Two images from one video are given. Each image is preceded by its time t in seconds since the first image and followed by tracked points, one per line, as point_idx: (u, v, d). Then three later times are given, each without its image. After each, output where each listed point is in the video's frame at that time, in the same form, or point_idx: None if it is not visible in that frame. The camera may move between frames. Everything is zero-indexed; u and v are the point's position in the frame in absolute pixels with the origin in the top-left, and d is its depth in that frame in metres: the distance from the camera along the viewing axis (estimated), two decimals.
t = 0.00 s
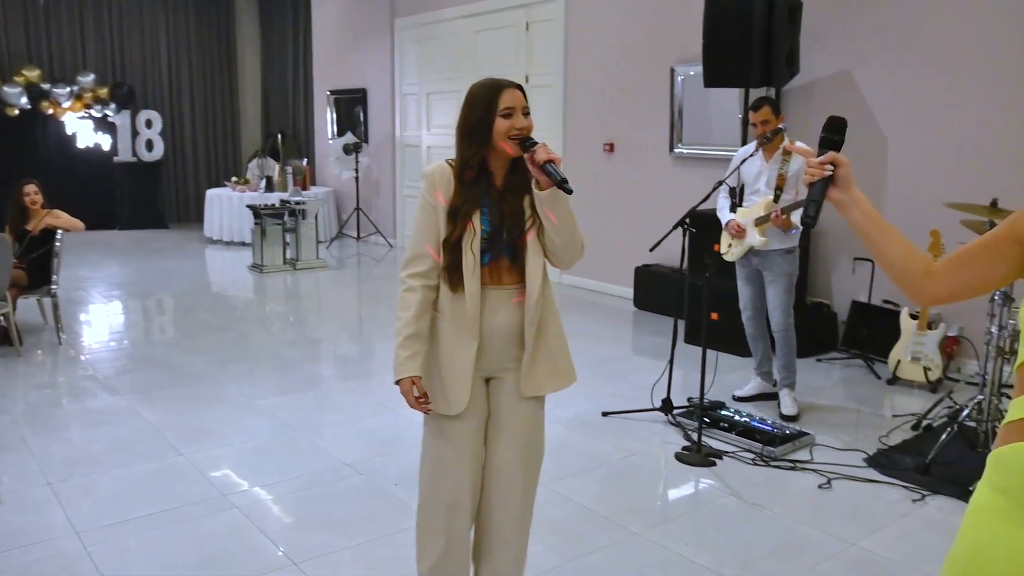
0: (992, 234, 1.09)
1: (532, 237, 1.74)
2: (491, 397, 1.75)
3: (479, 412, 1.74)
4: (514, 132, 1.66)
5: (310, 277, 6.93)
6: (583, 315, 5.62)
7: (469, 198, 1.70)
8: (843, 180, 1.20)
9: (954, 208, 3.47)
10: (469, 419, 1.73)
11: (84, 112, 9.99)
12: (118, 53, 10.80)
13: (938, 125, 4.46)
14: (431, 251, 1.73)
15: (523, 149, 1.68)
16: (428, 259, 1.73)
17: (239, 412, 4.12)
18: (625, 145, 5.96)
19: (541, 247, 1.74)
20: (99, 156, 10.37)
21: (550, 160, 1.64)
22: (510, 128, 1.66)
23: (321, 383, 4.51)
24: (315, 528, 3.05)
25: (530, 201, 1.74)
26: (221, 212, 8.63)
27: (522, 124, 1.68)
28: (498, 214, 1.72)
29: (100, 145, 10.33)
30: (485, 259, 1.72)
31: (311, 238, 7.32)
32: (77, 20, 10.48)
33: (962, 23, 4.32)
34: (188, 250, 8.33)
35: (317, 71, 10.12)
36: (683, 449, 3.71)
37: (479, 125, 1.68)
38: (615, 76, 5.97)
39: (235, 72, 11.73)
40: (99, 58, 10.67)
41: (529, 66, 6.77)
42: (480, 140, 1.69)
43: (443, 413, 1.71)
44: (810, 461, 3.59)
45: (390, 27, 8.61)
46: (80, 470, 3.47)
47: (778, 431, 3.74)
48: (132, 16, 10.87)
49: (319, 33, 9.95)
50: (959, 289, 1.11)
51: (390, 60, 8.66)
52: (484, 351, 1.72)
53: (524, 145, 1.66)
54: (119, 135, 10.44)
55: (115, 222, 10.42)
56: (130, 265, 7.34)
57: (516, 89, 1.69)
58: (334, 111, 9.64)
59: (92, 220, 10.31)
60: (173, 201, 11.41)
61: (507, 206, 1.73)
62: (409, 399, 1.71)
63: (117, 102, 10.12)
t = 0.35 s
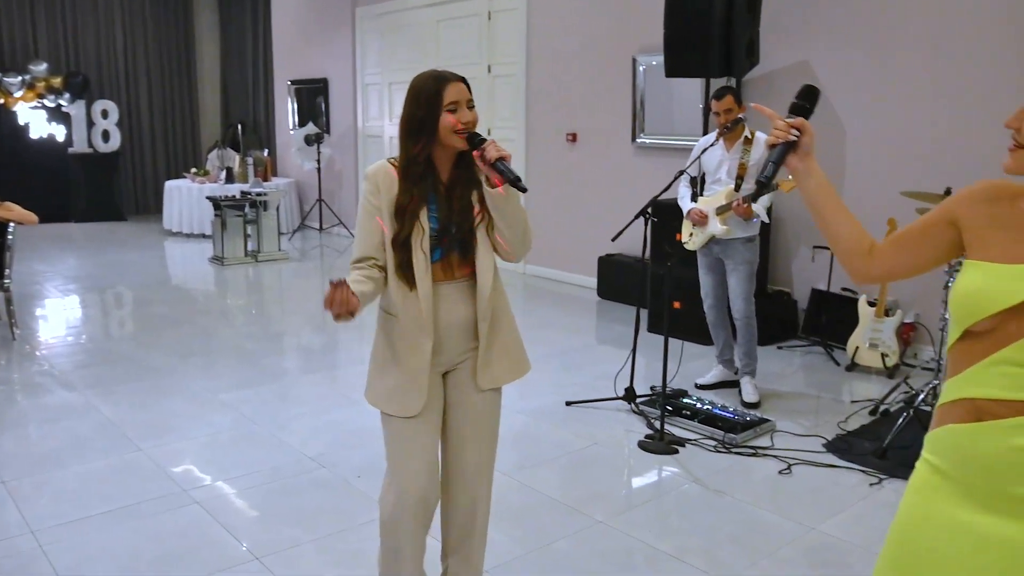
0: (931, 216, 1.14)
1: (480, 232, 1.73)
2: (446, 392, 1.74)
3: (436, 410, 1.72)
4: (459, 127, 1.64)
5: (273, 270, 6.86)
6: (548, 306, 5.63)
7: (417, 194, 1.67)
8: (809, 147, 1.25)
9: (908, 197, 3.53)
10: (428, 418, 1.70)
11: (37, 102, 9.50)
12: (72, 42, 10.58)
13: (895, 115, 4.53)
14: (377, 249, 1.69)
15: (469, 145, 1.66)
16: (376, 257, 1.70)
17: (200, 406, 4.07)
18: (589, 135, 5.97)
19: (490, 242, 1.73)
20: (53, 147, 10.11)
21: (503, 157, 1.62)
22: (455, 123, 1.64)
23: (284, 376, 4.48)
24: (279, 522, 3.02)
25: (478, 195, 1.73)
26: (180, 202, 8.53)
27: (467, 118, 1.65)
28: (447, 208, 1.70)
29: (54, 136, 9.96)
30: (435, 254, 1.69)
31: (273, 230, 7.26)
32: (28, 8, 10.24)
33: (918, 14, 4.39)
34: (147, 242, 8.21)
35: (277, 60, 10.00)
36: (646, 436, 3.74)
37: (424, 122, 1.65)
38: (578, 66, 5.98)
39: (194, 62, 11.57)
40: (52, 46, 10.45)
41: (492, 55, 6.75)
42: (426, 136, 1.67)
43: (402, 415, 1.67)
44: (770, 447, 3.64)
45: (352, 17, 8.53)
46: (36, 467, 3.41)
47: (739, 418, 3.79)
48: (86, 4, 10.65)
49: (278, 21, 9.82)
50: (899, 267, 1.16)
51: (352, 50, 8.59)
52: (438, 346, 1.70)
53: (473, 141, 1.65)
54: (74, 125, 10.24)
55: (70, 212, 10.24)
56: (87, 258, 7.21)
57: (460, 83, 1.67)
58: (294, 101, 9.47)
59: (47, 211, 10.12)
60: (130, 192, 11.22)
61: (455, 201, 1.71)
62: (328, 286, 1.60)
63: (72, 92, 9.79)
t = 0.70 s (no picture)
0: (859, 190, 1.25)
1: (419, 223, 1.74)
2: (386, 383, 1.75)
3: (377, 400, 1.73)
4: (397, 115, 1.65)
5: (236, 263, 6.81)
6: (513, 298, 5.65)
7: (358, 183, 1.67)
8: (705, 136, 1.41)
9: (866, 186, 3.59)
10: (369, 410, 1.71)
11: None
12: (26, 32, 10.39)
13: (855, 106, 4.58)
14: (313, 237, 1.67)
15: (407, 134, 1.69)
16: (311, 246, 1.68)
17: (161, 403, 4.02)
18: (553, 127, 6.00)
19: (428, 233, 1.75)
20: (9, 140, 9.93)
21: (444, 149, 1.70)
22: (393, 111, 1.65)
23: (248, 369, 4.45)
24: (243, 518, 3.00)
25: (417, 186, 1.74)
26: (140, 197, 8.47)
27: (405, 106, 1.67)
28: (386, 198, 1.71)
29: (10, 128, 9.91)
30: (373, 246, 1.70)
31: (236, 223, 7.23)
32: None
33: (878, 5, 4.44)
34: (107, 237, 8.09)
35: (239, 52, 9.98)
36: (611, 427, 3.75)
37: (362, 109, 1.65)
38: (542, 57, 6.00)
39: (153, 53, 11.41)
40: (6, 37, 10.26)
41: (457, 47, 6.75)
42: (364, 123, 1.66)
43: (338, 404, 1.67)
44: (734, 436, 3.67)
45: (315, 9, 8.52)
46: None
47: (703, 407, 3.82)
48: None
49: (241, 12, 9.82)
50: (821, 232, 1.27)
51: (315, 41, 8.58)
52: (379, 337, 1.71)
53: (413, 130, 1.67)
54: (30, 117, 10.03)
55: (28, 207, 9.97)
56: (45, 253, 7.08)
57: (397, 71, 1.68)
58: (257, 92, 9.56)
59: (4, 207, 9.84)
60: (88, 186, 11.03)
61: (394, 192, 1.72)
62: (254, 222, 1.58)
63: (27, 83, 9.83)
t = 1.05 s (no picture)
0: (800, 188, 1.26)
1: (346, 220, 1.72)
2: (310, 387, 1.74)
3: (300, 402, 1.72)
4: (324, 110, 1.66)
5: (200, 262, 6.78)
6: (479, 295, 5.66)
7: (281, 179, 1.67)
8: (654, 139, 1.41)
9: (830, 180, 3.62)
10: (290, 411, 1.71)
11: None
12: None
13: (816, 101, 4.63)
14: (239, 231, 1.72)
15: (337, 129, 1.67)
16: (240, 241, 1.73)
17: (123, 404, 3.97)
18: (519, 123, 6.02)
19: (355, 231, 1.72)
20: None
21: (369, 145, 1.58)
22: (319, 106, 1.65)
23: (212, 369, 4.41)
24: (208, 517, 2.97)
25: (346, 184, 1.73)
26: (101, 196, 8.38)
27: (331, 102, 1.66)
28: (313, 196, 1.71)
29: None
30: (297, 244, 1.70)
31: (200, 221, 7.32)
32: None
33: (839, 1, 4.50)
34: (69, 236, 8.00)
35: (203, 47, 9.95)
36: (578, 423, 3.76)
37: (290, 106, 1.67)
38: (507, 54, 6.02)
39: (114, 51, 11.28)
40: None
41: (422, 42, 6.74)
42: (293, 120, 1.68)
43: (255, 403, 1.67)
44: (699, 430, 3.70)
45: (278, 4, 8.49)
46: None
47: (669, 402, 3.85)
48: None
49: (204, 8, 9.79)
50: (767, 229, 1.30)
51: (279, 37, 8.56)
52: (295, 338, 1.70)
53: (339, 125, 1.66)
54: None
55: None
56: (4, 254, 6.96)
57: (328, 67, 1.69)
58: (220, 90, 9.58)
59: None
60: (49, 184, 10.89)
61: (322, 188, 1.71)
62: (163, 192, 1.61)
63: None
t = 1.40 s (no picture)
0: (759, 201, 1.28)
1: (292, 219, 1.70)
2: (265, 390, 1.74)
3: (253, 404, 1.74)
4: (274, 105, 1.65)
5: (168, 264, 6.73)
6: (451, 295, 5.68)
7: (230, 178, 1.68)
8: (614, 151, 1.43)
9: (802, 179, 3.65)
10: (244, 412, 1.73)
11: None
12: None
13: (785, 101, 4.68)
14: (192, 230, 1.76)
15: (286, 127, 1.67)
16: (192, 238, 1.77)
17: (90, 408, 3.92)
18: (490, 123, 6.03)
19: (302, 231, 1.69)
20: None
21: (303, 142, 1.55)
22: (268, 103, 1.65)
23: (181, 372, 4.38)
24: (178, 521, 2.94)
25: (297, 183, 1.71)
26: (67, 196, 8.27)
27: (278, 99, 1.66)
28: (261, 195, 1.70)
29: None
30: (245, 244, 1.70)
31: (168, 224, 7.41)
32: None
33: (806, 2, 4.55)
34: (35, 238, 7.89)
35: (170, 46, 9.86)
36: (551, 422, 3.77)
37: (242, 102, 1.67)
38: (477, 54, 6.03)
39: (78, 49, 11.11)
40: None
41: (392, 42, 6.72)
42: (245, 117, 1.69)
43: (205, 400, 1.70)
44: (670, 427, 3.73)
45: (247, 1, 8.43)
46: None
47: (640, 400, 3.87)
48: None
49: (171, 7, 9.70)
50: (723, 240, 1.31)
51: (248, 36, 8.50)
52: (244, 339, 1.71)
53: (284, 119, 1.65)
54: None
55: None
56: None
57: (280, 64, 1.69)
58: (189, 89, 9.52)
59: None
60: (13, 185, 10.73)
61: (272, 187, 1.70)
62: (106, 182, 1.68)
63: None
